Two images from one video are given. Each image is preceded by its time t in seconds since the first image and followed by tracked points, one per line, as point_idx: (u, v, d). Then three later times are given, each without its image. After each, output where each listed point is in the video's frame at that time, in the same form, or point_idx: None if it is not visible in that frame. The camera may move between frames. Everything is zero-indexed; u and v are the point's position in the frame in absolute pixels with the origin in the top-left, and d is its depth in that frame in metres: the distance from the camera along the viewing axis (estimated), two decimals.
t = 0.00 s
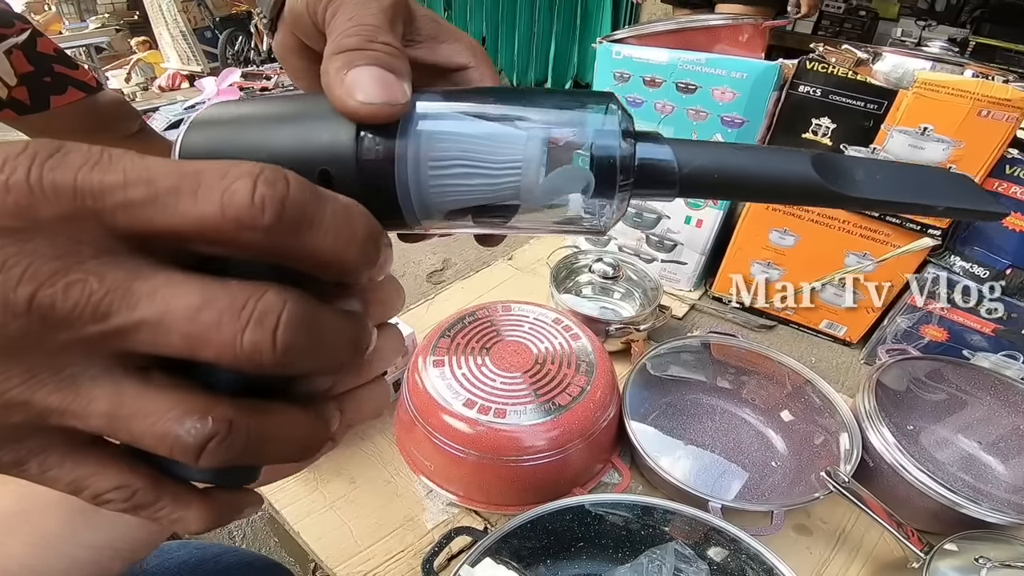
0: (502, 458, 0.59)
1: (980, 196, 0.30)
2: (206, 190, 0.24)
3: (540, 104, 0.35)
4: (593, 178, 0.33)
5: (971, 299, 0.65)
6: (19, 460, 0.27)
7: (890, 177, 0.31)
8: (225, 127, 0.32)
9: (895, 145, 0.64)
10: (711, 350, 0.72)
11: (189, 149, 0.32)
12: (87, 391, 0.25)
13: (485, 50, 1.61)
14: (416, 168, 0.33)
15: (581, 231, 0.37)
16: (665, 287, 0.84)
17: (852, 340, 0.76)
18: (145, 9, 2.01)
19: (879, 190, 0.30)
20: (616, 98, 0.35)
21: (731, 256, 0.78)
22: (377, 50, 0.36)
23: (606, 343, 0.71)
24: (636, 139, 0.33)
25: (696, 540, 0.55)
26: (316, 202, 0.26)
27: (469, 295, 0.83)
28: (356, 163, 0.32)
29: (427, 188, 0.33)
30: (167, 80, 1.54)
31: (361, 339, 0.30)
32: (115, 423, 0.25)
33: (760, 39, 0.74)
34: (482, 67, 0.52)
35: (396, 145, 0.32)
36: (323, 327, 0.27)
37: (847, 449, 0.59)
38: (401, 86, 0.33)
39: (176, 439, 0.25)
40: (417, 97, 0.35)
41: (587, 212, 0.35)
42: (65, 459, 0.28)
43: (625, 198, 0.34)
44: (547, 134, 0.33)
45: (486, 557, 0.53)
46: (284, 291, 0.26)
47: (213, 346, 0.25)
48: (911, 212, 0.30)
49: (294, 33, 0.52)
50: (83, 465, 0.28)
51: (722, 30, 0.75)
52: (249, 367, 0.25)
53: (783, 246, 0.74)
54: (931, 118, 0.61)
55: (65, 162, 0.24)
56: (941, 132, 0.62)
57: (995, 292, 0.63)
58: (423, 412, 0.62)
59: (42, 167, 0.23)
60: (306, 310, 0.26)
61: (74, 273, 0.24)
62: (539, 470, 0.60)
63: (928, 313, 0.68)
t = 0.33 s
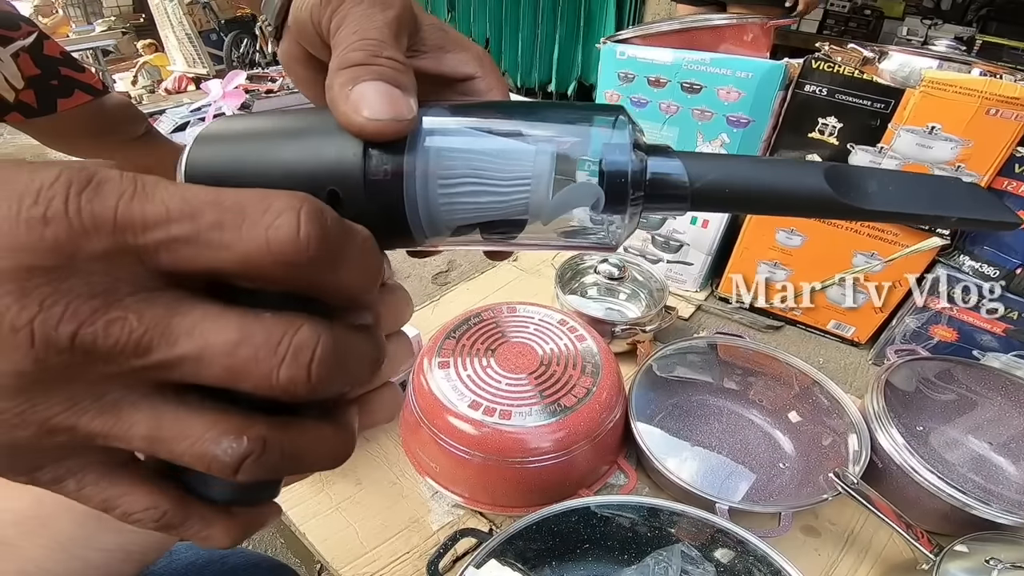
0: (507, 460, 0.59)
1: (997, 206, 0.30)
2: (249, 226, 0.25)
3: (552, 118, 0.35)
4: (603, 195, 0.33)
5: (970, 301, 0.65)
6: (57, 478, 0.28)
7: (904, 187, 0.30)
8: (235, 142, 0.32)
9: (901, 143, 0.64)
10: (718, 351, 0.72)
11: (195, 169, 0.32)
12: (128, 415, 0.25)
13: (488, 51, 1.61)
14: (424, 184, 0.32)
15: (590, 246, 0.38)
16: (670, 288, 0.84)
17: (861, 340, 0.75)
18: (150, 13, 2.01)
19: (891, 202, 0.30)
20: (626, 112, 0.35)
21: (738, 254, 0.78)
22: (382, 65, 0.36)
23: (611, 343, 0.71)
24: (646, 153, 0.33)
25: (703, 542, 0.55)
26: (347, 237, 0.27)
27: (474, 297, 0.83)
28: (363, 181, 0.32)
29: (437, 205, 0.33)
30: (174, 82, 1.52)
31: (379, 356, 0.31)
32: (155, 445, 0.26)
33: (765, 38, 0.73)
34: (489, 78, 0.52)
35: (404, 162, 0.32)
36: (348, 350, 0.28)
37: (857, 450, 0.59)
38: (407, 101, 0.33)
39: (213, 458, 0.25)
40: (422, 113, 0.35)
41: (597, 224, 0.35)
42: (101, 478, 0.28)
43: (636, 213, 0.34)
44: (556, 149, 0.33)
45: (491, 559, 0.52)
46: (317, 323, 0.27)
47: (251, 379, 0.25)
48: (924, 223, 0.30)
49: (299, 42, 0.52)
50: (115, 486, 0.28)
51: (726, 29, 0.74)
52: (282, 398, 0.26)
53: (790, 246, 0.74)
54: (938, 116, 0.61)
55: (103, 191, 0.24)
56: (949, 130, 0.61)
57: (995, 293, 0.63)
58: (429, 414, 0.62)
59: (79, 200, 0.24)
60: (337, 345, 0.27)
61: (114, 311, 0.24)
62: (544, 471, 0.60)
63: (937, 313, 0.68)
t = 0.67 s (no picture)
0: (511, 461, 0.59)
1: None
2: (236, 256, 0.24)
3: (555, 123, 0.35)
4: (615, 203, 0.33)
5: (970, 301, 0.65)
6: (79, 485, 0.28)
7: (944, 196, 0.29)
8: (239, 149, 0.32)
9: (904, 142, 0.64)
10: (721, 351, 0.72)
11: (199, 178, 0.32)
12: (149, 429, 0.27)
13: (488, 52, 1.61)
14: (429, 190, 0.32)
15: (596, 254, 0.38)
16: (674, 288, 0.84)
17: (865, 340, 0.75)
18: (151, 16, 2.03)
19: (931, 213, 0.29)
20: (641, 115, 0.35)
21: (740, 253, 0.78)
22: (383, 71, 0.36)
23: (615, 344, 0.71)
24: (661, 158, 0.33)
25: (708, 543, 0.55)
26: (355, 259, 0.25)
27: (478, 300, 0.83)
28: (366, 189, 0.32)
29: (441, 212, 0.33)
30: (176, 85, 1.52)
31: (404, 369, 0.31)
32: (178, 455, 0.27)
33: (765, 38, 0.74)
34: (497, 77, 0.52)
35: (407, 170, 0.32)
36: (367, 363, 0.28)
37: (862, 449, 0.59)
38: (409, 109, 0.34)
39: (234, 466, 0.27)
40: (424, 118, 0.35)
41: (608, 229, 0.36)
42: (121, 484, 0.29)
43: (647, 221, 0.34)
44: (566, 154, 0.33)
45: (495, 560, 0.52)
46: (332, 342, 0.27)
47: (267, 397, 0.26)
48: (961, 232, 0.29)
49: (305, 45, 0.52)
50: (133, 490, 0.29)
51: (727, 29, 0.74)
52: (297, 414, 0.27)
53: (792, 246, 0.74)
54: (940, 116, 0.61)
55: (113, 216, 0.24)
56: (951, 129, 0.61)
57: (995, 293, 0.63)
58: (432, 416, 0.62)
59: (90, 226, 0.24)
60: (351, 363, 0.27)
61: (136, 331, 0.24)
62: (549, 472, 0.60)
63: (942, 312, 0.67)
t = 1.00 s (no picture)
0: (515, 464, 0.59)
1: None
2: (258, 252, 0.25)
3: (546, 129, 0.35)
4: (608, 211, 0.33)
5: (971, 300, 0.65)
6: (79, 477, 0.28)
7: (942, 203, 0.29)
8: (237, 159, 0.32)
9: (904, 142, 0.64)
10: (724, 352, 0.72)
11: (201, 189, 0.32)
12: (149, 417, 0.26)
13: (486, 56, 1.61)
14: (422, 201, 0.32)
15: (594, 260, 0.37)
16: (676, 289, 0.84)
17: (868, 339, 0.75)
18: (151, 22, 2.04)
19: (927, 219, 0.29)
20: (632, 121, 0.35)
21: (742, 254, 0.78)
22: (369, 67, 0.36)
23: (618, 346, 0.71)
24: (653, 166, 0.33)
25: (713, 543, 0.55)
26: (354, 257, 0.27)
27: (479, 302, 0.83)
28: (361, 201, 0.31)
29: (434, 221, 0.33)
30: (177, 90, 1.53)
31: (392, 376, 0.31)
32: (171, 448, 0.26)
33: (765, 38, 0.74)
34: (483, 81, 0.52)
35: (402, 181, 0.32)
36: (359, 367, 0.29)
37: (867, 450, 0.59)
38: (395, 100, 0.34)
39: (224, 461, 0.26)
40: (420, 124, 0.35)
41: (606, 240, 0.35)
42: (120, 476, 0.28)
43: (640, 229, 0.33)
44: (560, 162, 0.33)
45: (500, 563, 0.52)
46: (321, 336, 0.27)
47: (257, 389, 0.26)
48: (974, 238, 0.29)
49: (293, 47, 0.52)
50: (136, 482, 0.28)
51: (726, 29, 0.75)
52: (285, 407, 0.27)
53: (794, 246, 0.74)
54: (940, 115, 0.61)
55: (140, 215, 0.25)
56: (951, 128, 0.61)
57: (996, 293, 0.63)
58: (435, 419, 0.62)
59: (119, 223, 0.24)
60: (340, 357, 0.27)
61: (143, 320, 0.25)
62: (552, 474, 0.59)
63: (944, 311, 0.68)
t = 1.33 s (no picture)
0: (519, 466, 0.59)
1: None
2: (278, 260, 0.26)
3: (549, 137, 0.35)
4: (628, 223, 0.32)
5: (971, 301, 0.65)
6: (85, 480, 0.28)
7: None
8: (261, 182, 0.35)
9: (904, 144, 0.65)
10: (727, 354, 0.73)
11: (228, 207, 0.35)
12: (157, 425, 0.26)
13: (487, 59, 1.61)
14: (428, 221, 0.33)
15: (601, 277, 0.36)
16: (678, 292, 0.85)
17: (869, 340, 0.76)
18: (152, 25, 2.04)
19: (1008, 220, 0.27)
20: (650, 122, 0.34)
21: (745, 256, 0.78)
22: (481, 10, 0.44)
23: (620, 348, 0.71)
24: (673, 170, 0.32)
25: (716, 545, 0.55)
26: (366, 270, 0.28)
27: (482, 304, 0.83)
28: (366, 218, 0.33)
29: (443, 239, 0.33)
30: (178, 94, 1.54)
31: (397, 392, 0.32)
32: (178, 456, 0.27)
33: (765, 41, 0.74)
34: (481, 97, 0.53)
35: (405, 197, 0.32)
36: (365, 385, 0.29)
37: (870, 451, 0.60)
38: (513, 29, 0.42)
39: (229, 472, 0.27)
40: (433, 131, 0.36)
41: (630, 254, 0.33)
42: (126, 481, 0.28)
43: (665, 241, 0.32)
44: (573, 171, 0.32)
45: (505, 565, 0.53)
46: (329, 354, 0.27)
47: (262, 404, 0.26)
48: None
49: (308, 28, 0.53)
50: (142, 487, 0.29)
51: (727, 32, 0.75)
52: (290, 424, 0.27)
53: (795, 248, 0.74)
54: (939, 116, 0.62)
55: (159, 223, 0.25)
56: (951, 130, 0.62)
57: (995, 293, 0.63)
58: (439, 422, 0.62)
59: (138, 229, 0.25)
60: (348, 375, 0.28)
61: (154, 329, 0.25)
62: (556, 477, 0.60)
63: (945, 312, 0.68)
